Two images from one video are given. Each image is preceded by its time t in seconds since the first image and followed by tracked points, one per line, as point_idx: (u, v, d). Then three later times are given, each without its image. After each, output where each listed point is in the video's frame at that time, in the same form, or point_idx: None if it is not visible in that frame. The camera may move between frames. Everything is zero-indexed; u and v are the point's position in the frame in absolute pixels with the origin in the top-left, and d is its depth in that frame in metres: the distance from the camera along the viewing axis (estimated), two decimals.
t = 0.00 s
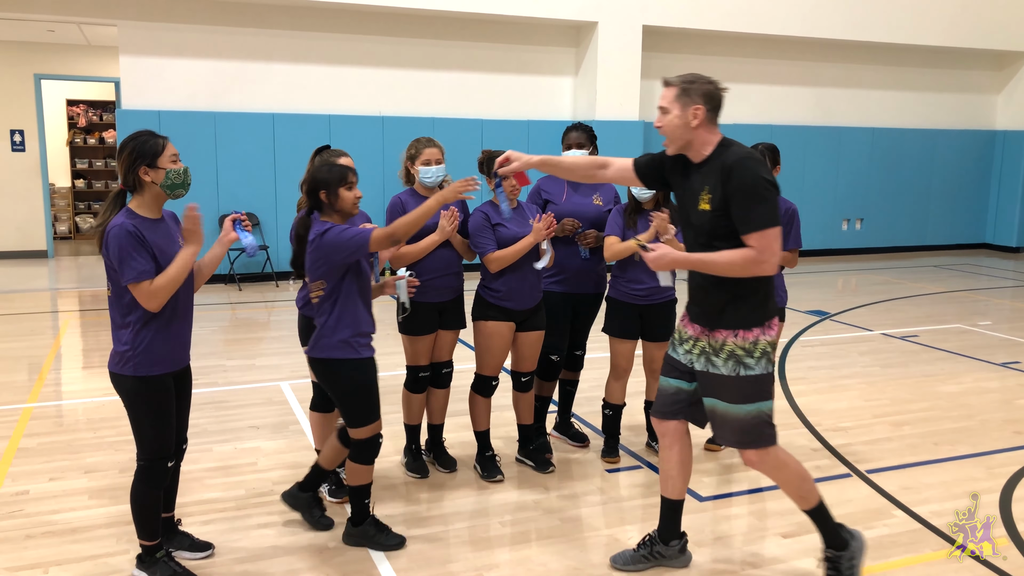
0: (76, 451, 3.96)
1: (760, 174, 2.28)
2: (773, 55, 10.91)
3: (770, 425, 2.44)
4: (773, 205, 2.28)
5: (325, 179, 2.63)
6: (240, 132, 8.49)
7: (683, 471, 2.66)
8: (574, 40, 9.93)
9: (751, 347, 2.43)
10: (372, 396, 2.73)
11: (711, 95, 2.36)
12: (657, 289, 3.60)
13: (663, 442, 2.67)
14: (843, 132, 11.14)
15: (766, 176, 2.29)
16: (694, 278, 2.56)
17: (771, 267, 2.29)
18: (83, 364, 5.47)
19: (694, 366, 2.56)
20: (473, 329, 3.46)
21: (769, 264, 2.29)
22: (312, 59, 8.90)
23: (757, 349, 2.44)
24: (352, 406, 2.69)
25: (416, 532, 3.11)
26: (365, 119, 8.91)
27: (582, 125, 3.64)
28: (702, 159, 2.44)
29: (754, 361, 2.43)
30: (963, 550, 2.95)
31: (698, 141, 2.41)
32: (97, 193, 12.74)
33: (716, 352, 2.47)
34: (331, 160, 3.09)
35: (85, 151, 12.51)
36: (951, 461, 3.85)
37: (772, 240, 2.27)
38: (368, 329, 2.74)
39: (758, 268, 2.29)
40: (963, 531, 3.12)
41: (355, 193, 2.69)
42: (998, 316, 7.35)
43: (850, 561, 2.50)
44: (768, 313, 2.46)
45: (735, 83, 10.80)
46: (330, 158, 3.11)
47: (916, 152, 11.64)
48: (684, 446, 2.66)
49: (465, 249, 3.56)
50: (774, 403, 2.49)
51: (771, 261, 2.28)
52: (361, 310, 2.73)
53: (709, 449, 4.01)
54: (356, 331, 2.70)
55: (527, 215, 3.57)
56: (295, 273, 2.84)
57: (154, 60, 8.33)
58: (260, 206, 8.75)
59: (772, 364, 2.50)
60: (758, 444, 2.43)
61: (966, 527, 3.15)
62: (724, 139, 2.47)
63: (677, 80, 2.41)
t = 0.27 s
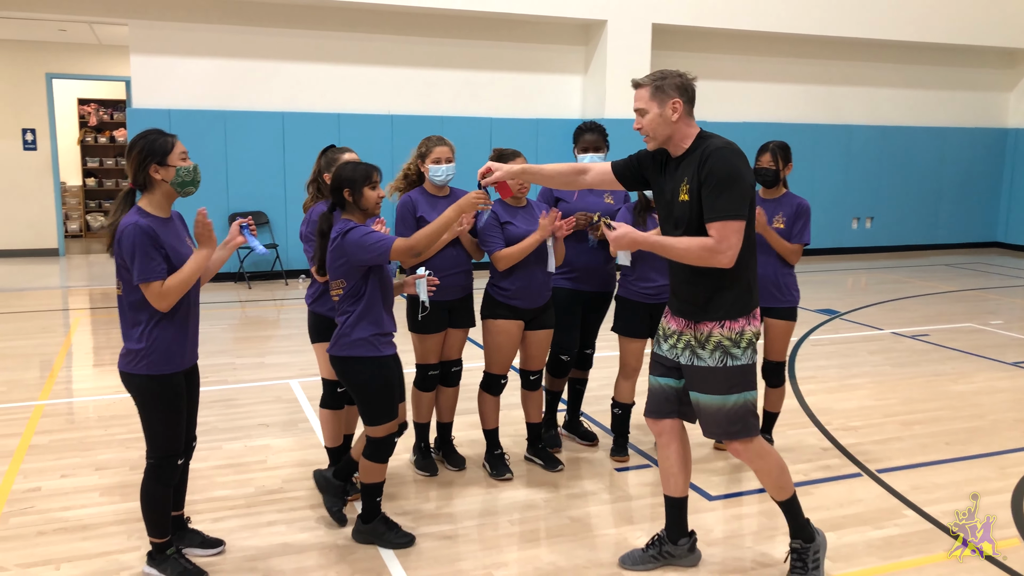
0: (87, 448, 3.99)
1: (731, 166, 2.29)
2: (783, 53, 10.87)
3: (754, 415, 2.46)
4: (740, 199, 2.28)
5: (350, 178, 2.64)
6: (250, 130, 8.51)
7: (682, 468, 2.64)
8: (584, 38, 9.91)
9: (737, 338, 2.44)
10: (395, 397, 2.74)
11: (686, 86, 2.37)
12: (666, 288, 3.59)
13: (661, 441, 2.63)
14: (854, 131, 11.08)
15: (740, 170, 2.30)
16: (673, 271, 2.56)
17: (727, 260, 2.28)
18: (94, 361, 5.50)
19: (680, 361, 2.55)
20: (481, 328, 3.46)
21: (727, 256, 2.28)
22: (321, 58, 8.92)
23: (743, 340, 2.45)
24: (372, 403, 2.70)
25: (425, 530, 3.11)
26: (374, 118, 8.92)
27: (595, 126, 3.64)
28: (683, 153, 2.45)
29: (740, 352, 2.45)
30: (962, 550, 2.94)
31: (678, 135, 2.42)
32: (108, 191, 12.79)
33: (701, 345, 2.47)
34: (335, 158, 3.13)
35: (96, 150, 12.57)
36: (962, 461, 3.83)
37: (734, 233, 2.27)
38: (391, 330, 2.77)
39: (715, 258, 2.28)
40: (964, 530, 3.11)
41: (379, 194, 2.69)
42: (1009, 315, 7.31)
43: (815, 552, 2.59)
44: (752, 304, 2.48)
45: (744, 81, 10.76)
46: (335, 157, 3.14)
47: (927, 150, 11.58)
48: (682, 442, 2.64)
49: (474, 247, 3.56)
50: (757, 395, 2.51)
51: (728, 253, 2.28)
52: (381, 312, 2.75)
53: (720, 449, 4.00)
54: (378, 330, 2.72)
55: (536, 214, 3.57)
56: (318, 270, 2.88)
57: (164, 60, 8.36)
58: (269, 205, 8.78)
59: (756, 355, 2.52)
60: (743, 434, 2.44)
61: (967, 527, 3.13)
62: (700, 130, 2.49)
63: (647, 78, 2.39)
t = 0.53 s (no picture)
0: (101, 443, 4.01)
1: (736, 160, 2.29)
2: (796, 50, 10.80)
3: (757, 409, 2.45)
4: (743, 192, 2.27)
5: (355, 176, 2.64)
6: (262, 127, 8.53)
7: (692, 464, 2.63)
8: (596, 34, 9.88)
9: (739, 331, 2.44)
10: (394, 391, 2.72)
11: (690, 80, 2.37)
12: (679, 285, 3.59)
13: (670, 439, 2.62)
14: (867, 128, 11.01)
15: (744, 164, 2.29)
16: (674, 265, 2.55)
17: (726, 254, 2.26)
18: (107, 357, 5.54)
19: (683, 358, 2.54)
20: (493, 324, 3.46)
21: (726, 250, 2.26)
22: (333, 54, 8.92)
23: (745, 334, 2.44)
24: (373, 396, 2.69)
25: (436, 527, 3.12)
26: (386, 114, 8.93)
27: (612, 125, 3.65)
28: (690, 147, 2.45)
29: (743, 345, 2.44)
30: (962, 550, 2.93)
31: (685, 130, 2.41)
32: (121, 187, 12.85)
33: (705, 339, 2.46)
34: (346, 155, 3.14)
35: (109, 147, 12.64)
36: (976, 460, 3.80)
37: (734, 227, 2.26)
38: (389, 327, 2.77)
39: (713, 251, 2.27)
40: (965, 531, 3.08)
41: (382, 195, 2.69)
42: None
43: (823, 537, 2.57)
44: (754, 298, 2.47)
45: (757, 78, 10.71)
46: (345, 154, 3.16)
47: (941, 147, 11.48)
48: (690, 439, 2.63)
49: (487, 245, 3.55)
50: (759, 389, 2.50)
51: (727, 247, 2.26)
52: (381, 308, 2.74)
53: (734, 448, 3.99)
54: (377, 326, 2.73)
55: (548, 211, 3.56)
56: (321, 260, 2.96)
57: (177, 56, 8.39)
58: (281, 202, 8.80)
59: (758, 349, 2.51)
60: (747, 428, 2.43)
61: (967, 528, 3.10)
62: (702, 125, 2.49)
63: (652, 74, 2.38)
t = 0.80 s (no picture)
0: (112, 440, 4.03)
1: (761, 161, 2.27)
2: (807, 48, 10.75)
3: (758, 413, 2.43)
4: (765, 194, 2.26)
5: (349, 175, 2.67)
6: (271, 126, 8.55)
7: (699, 465, 2.63)
8: (605, 33, 9.85)
9: (744, 333, 2.42)
10: (365, 389, 2.71)
11: (721, 77, 2.34)
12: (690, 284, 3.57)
13: (675, 439, 2.63)
14: (878, 127, 10.95)
15: (769, 165, 2.27)
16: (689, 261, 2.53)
17: (743, 254, 2.26)
18: (118, 354, 5.57)
19: (689, 357, 2.54)
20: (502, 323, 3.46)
21: (744, 250, 2.26)
22: (343, 53, 8.94)
23: (750, 336, 2.42)
24: (347, 390, 2.70)
25: (445, 526, 3.12)
26: (396, 113, 8.94)
27: (623, 121, 3.63)
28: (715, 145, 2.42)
29: (747, 348, 2.42)
30: (962, 550, 2.91)
31: (713, 128, 2.38)
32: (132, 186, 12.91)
33: (709, 338, 2.45)
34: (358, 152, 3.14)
35: (120, 145, 12.71)
36: (988, 461, 3.78)
37: (754, 228, 2.25)
38: (360, 327, 2.75)
39: (732, 250, 2.26)
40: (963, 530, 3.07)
41: (372, 198, 2.71)
42: None
43: (838, 546, 2.53)
44: (764, 301, 2.44)
45: (767, 76, 10.67)
46: (357, 151, 3.16)
47: (953, 147, 11.41)
48: (694, 439, 2.62)
49: (496, 243, 3.55)
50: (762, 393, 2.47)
51: (745, 248, 2.26)
52: (348, 307, 2.72)
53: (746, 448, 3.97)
54: (346, 323, 2.72)
55: (558, 209, 3.56)
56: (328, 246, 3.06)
57: (188, 55, 8.41)
58: (290, 200, 8.82)
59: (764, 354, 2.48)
60: (747, 430, 2.41)
61: (967, 527, 3.09)
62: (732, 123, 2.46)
63: (681, 71, 2.35)
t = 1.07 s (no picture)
0: (118, 440, 4.04)
1: (799, 173, 2.24)
2: (813, 50, 10.73)
3: (781, 420, 2.40)
4: (798, 206, 2.24)
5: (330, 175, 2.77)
6: (277, 127, 8.57)
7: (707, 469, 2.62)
8: (612, 34, 9.84)
9: (766, 341, 2.39)
10: (332, 386, 2.77)
11: (770, 82, 2.30)
12: (696, 286, 3.57)
13: (685, 439, 2.63)
14: (885, 128, 10.92)
15: (807, 178, 2.25)
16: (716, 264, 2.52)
17: (768, 264, 2.26)
18: (124, 354, 5.58)
19: (709, 361, 2.52)
20: (508, 324, 3.46)
21: (769, 260, 2.25)
22: (349, 54, 8.95)
23: (772, 344, 2.38)
24: (319, 386, 2.76)
25: (450, 527, 3.12)
26: (401, 114, 8.95)
27: (629, 121, 3.63)
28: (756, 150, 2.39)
29: (769, 356, 2.39)
30: (962, 550, 2.93)
31: (757, 133, 2.35)
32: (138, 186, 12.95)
33: (731, 345, 2.43)
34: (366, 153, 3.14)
35: (126, 146, 12.77)
36: (995, 465, 3.76)
37: (783, 239, 2.23)
38: (341, 325, 2.80)
39: (757, 258, 2.26)
40: (963, 530, 3.09)
41: (354, 197, 2.79)
42: None
43: (860, 567, 2.48)
44: (790, 309, 2.40)
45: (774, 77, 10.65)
46: (365, 152, 3.16)
47: (960, 148, 11.37)
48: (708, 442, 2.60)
49: (501, 245, 3.55)
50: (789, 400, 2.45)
51: (771, 258, 2.25)
52: (323, 305, 2.79)
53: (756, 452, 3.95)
54: (323, 321, 2.79)
55: (564, 210, 3.55)
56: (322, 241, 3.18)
57: (194, 56, 8.44)
58: (296, 201, 8.84)
59: (790, 361, 2.44)
60: (768, 439, 2.38)
61: (967, 527, 3.11)
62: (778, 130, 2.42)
63: (731, 72, 2.33)
